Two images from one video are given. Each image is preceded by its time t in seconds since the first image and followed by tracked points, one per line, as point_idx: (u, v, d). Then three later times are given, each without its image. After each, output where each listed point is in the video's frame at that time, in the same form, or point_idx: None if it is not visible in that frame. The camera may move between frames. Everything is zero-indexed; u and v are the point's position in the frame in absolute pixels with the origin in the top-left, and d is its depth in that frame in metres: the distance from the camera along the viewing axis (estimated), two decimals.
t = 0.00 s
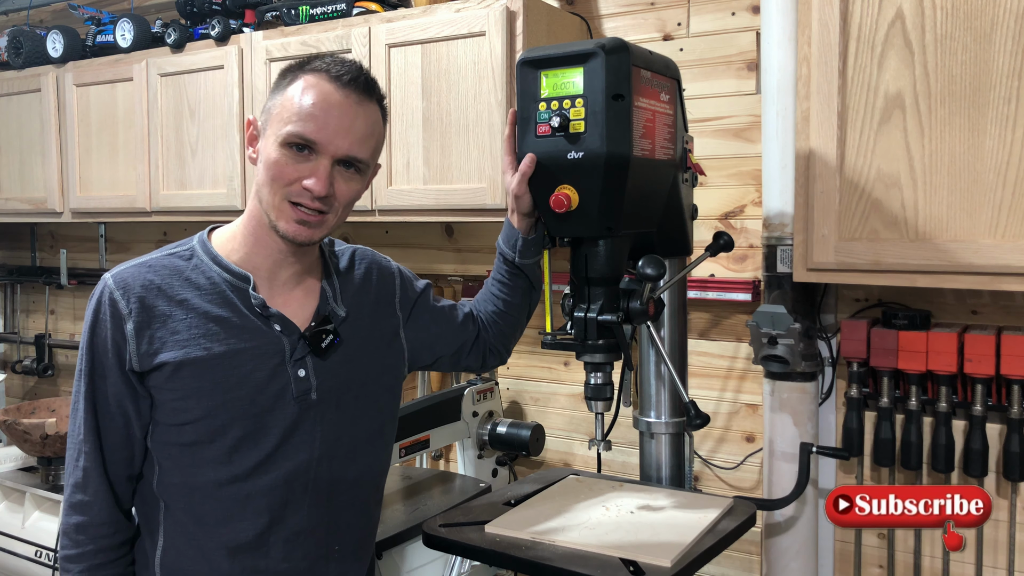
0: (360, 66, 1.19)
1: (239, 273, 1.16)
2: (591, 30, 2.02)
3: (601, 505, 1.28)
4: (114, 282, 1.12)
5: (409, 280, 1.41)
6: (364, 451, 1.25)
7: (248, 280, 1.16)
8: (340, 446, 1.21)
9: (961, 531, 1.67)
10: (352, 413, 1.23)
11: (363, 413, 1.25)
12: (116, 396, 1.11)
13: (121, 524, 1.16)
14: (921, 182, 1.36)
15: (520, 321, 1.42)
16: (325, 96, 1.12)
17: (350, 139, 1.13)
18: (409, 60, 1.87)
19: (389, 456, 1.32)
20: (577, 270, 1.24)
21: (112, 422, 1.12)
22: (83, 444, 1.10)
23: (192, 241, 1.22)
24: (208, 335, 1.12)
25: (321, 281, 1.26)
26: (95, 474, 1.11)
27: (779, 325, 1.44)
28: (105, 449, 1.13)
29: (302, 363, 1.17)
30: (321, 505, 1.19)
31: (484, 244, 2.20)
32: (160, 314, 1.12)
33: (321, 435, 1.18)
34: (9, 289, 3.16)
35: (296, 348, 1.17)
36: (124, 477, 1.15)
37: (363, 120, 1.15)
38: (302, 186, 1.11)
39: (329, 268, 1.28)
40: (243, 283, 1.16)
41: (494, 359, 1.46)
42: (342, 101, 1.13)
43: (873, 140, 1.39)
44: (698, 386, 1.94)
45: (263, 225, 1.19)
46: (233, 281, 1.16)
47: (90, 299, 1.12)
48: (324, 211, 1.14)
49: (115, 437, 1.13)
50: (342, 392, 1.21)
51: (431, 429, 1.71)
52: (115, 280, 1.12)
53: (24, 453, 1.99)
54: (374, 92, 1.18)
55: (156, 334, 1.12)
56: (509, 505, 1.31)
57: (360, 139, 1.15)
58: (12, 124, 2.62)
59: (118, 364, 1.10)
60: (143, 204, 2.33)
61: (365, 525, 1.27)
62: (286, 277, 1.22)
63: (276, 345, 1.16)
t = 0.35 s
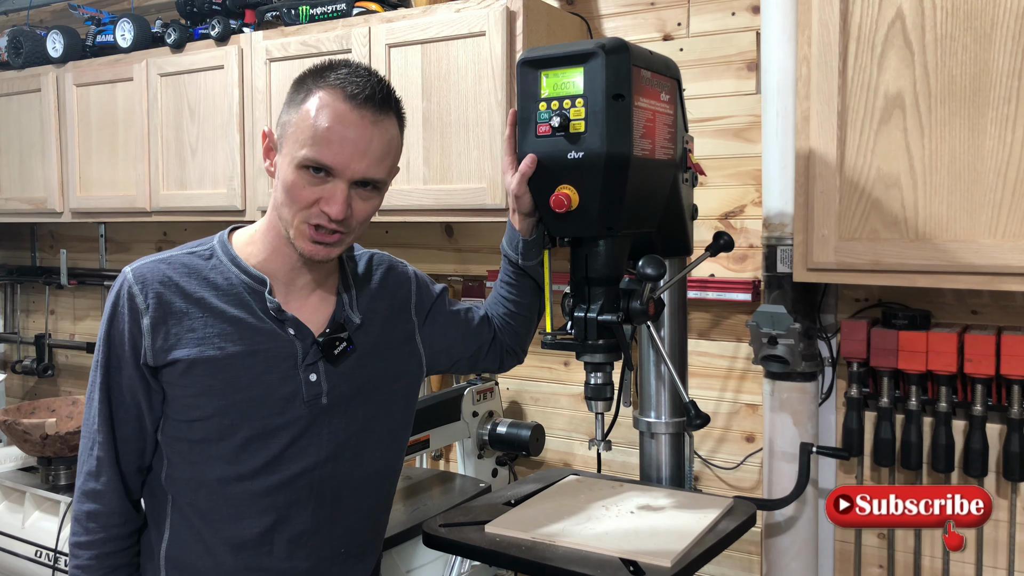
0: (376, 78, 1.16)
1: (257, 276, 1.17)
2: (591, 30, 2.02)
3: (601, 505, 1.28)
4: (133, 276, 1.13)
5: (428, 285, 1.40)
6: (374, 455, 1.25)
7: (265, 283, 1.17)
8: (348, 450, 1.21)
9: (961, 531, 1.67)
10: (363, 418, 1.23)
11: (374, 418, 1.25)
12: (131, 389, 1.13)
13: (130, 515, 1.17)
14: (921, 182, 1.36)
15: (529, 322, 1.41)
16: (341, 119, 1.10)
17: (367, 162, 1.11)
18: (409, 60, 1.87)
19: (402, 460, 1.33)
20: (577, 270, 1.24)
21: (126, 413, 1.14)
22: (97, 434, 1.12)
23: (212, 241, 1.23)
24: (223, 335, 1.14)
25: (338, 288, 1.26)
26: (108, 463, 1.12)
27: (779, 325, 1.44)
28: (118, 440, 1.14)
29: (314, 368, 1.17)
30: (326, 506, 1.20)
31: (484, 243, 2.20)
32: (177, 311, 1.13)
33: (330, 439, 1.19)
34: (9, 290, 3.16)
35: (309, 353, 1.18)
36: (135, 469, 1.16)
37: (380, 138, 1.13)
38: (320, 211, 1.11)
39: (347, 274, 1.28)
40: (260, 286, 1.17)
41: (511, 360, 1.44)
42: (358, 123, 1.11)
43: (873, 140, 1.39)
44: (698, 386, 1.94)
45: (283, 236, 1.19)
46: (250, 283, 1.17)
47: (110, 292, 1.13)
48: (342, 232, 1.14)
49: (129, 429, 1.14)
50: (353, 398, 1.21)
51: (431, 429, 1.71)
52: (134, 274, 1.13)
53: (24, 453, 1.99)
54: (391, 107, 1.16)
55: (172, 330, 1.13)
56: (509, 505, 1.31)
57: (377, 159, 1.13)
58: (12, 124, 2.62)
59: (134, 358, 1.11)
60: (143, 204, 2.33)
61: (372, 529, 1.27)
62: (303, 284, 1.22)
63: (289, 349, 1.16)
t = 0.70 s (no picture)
0: (370, 71, 1.16)
1: (264, 273, 1.17)
2: (591, 30, 2.02)
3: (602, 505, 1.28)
4: (144, 275, 1.14)
5: (436, 279, 1.40)
6: (383, 451, 1.25)
7: (272, 280, 1.17)
8: (358, 445, 1.21)
9: (961, 531, 1.67)
10: (372, 412, 1.23)
11: (383, 412, 1.25)
12: (142, 385, 1.13)
13: (142, 510, 1.18)
14: (921, 182, 1.36)
15: (530, 322, 1.41)
16: (338, 111, 1.10)
17: (367, 153, 1.11)
18: (409, 60, 1.87)
19: (410, 456, 1.33)
20: (577, 270, 1.24)
21: (137, 409, 1.14)
22: (109, 430, 1.13)
23: (222, 239, 1.23)
24: (232, 331, 1.14)
25: (344, 283, 1.26)
26: (119, 459, 1.13)
27: (779, 325, 1.44)
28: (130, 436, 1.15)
29: (322, 363, 1.17)
30: (336, 500, 1.20)
31: (484, 243, 2.19)
32: (187, 308, 1.14)
33: (340, 434, 1.19)
34: (9, 289, 3.16)
35: (317, 349, 1.18)
36: (148, 465, 1.17)
37: (379, 129, 1.13)
38: (325, 204, 1.11)
39: (354, 269, 1.28)
40: (268, 283, 1.17)
41: (515, 357, 1.44)
42: (356, 114, 1.11)
43: (873, 140, 1.39)
44: (698, 386, 1.95)
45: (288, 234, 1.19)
46: (258, 280, 1.17)
47: (122, 290, 1.14)
48: (348, 225, 1.14)
49: (141, 425, 1.15)
50: (362, 393, 1.21)
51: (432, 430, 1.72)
52: (145, 273, 1.14)
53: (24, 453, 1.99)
54: (387, 98, 1.16)
55: (182, 327, 1.13)
56: (509, 505, 1.31)
57: (377, 150, 1.13)
58: (12, 124, 2.62)
59: (144, 355, 1.12)
60: (143, 204, 2.33)
61: (383, 523, 1.27)
62: (309, 281, 1.22)
63: (297, 344, 1.16)
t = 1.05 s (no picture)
0: (361, 63, 1.15)
1: (271, 272, 1.17)
2: (591, 30, 2.02)
3: (602, 505, 1.28)
4: (154, 274, 1.14)
5: (445, 277, 1.40)
6: (391, 450, 1.25)
7: (279, 278, 1.17)
8: (367, 443, 1.21)
9: (961, 531, 1.67)
10: (381, 411, 1.23)
11: (392, 410, 1.25)
12: (151, 384, 1.14)
13: (152, 507, 1.18)
14: (921, 182, 1.36)
15: (531, 324, 1.41)
16: (331, 106, 1.10)
17: (363, 147, 1.11)
18: (409, 60, 1.87)
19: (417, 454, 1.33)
20: (577, 270, 1.24)
21: (147, 408, 1.15)
22: (119, 429, 1.13)
23: (230, 237, 1.24)
24: (240, 330, 1.14)
25: (352, 281, 1.26)
26: (128, 457, 1.14)
27: (779, 325, 1.44)
28: (139, 434, 1.15)
29: (331, 362, 1.17)
30: (345, 499, 1.20)
31: (484, 243, 2.20)
32: (196, 307, 1.14)
33: (349, 433, 1.19)
34: (9, 290, 3.16)
35: (325, 348, 1.18)
36: (157, 463, 1.18)
37: (373, 122, 1.13)
38: (324, 201, 1.12)
39: (362, 267, 1.28)
40: (275, 282, 1.17)
41: (520, 358, 1.45)
42: (349, 109, 1.10)
43: (873, 140, 1.39)
44: (698, 386, 1.95)
45: (292, 233, 1.20)
46: (266, 279, 1.17)
47: (132, 289, 1.15)
48: (349, 221, 1.14)
49: (150, 424, 1.15)
50: (370, 392, 1.21)
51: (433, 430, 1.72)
52: (155, 272, 1.15)
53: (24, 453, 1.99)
54: (380, 90, 1.16)
55: (191, 326, 1.13)
56: (510, 505, 1.31)
57: (373, 143, 1.13)
58: (13, 124, 2.62)
59: (154, 353, 1.13)
60: (143, 204, 2.33)
61: (393, 522, 1.27)
62: (318, 279, 1.22)
63: (305, 343, 1.16)
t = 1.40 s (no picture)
0: (352, 58, 1.16)
1: (276, 273, 1.17)
2: (591, 30, 2.02)
3: (602, 505, 1.28)
4: (158, 276, 1.14)
5: (447, 278, 1.40)
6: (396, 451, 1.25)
7: (284, 280, 1.17)
8: (372, 444, 1.21)
9: (961, 531, 1.67)
10: (385, 411, 1.23)
11: (396, 411, 1.25)
12: (156, 387, 1.14)
13: (154, 511, 1.18)
14: (921, 182, 1.36)
15: (532, 324, 1.41)
16: (323, 101, 1.10)
17: (356, 140, 1.11)
18: (409, 60, 1.87)
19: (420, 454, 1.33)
20: (577, 270, 1.24)
21: (150, 411, 1.15)
22: (122, 432, 1.13)
23: (233, 238, 1.24)
24: (245, 332, 1.14)
25: (355, 281, 1.26)
26: (131, 460, 1.14)
27: (779, 325, 1.44)
28: (143, 437, 1.15)
29: (335, 362, 1.17)
30: (350, 500, 1.20)
31: (484, 243, 2.20)
32: (200, 309, 1.14)
33: (354, 433, 1.19)
34: (9, 290, 3.16)
35: (330, 348, 1.18)
36: (160, 466, 1.18)
37: (366, 115, 1.13)
38: (321, 197, 1.11)
39: (365, 267, 1.28)
40: (280, 283, 1.17)
41: (520, 358, 1.45)
42: (341, 102, 1.10)
43: (873, 140, 1.39)
44: (698, 386, 1.95)
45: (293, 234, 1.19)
46: (270, 281, 1.17)
47: (135, 291, 1.15)
48: (347, 215, 1.14)
49: (154, 426, 1.15)
50: (375, 393, 1.22)
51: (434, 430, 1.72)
52: (158, 274, 1.15)
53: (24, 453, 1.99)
54: (372, 83, 1.15)
55: (195, 328, 1.13)
56: (510, 505, 1.31)
57: (367, 136, 1.13)
58: (13, 124, 2.62)
59: (158, 356, 1.12)
60: (143, 204, 2.34)
61: (397, 523, 1.27)
62: (320, 280, 1.22)
63: (310, 345, 1.16)
